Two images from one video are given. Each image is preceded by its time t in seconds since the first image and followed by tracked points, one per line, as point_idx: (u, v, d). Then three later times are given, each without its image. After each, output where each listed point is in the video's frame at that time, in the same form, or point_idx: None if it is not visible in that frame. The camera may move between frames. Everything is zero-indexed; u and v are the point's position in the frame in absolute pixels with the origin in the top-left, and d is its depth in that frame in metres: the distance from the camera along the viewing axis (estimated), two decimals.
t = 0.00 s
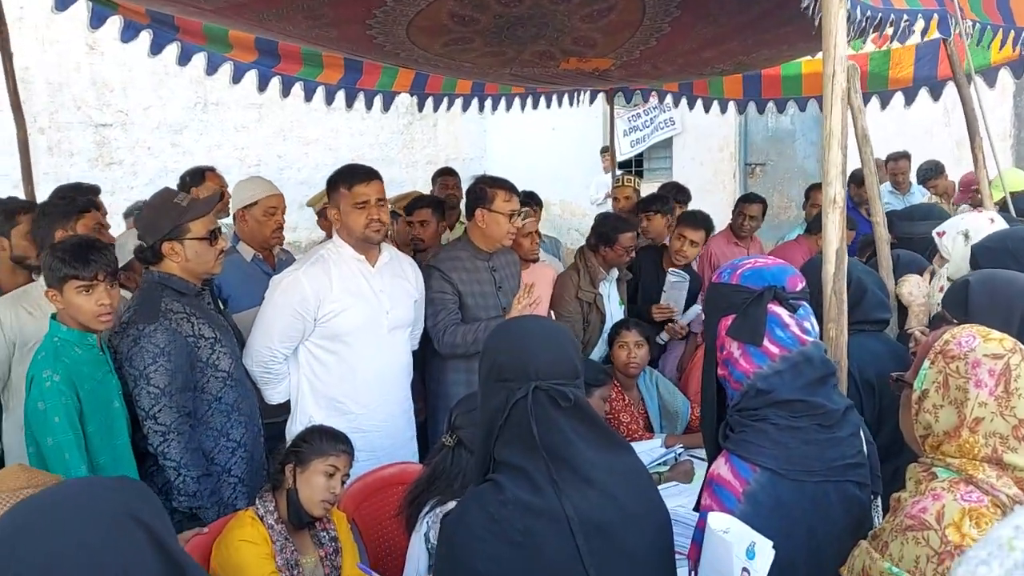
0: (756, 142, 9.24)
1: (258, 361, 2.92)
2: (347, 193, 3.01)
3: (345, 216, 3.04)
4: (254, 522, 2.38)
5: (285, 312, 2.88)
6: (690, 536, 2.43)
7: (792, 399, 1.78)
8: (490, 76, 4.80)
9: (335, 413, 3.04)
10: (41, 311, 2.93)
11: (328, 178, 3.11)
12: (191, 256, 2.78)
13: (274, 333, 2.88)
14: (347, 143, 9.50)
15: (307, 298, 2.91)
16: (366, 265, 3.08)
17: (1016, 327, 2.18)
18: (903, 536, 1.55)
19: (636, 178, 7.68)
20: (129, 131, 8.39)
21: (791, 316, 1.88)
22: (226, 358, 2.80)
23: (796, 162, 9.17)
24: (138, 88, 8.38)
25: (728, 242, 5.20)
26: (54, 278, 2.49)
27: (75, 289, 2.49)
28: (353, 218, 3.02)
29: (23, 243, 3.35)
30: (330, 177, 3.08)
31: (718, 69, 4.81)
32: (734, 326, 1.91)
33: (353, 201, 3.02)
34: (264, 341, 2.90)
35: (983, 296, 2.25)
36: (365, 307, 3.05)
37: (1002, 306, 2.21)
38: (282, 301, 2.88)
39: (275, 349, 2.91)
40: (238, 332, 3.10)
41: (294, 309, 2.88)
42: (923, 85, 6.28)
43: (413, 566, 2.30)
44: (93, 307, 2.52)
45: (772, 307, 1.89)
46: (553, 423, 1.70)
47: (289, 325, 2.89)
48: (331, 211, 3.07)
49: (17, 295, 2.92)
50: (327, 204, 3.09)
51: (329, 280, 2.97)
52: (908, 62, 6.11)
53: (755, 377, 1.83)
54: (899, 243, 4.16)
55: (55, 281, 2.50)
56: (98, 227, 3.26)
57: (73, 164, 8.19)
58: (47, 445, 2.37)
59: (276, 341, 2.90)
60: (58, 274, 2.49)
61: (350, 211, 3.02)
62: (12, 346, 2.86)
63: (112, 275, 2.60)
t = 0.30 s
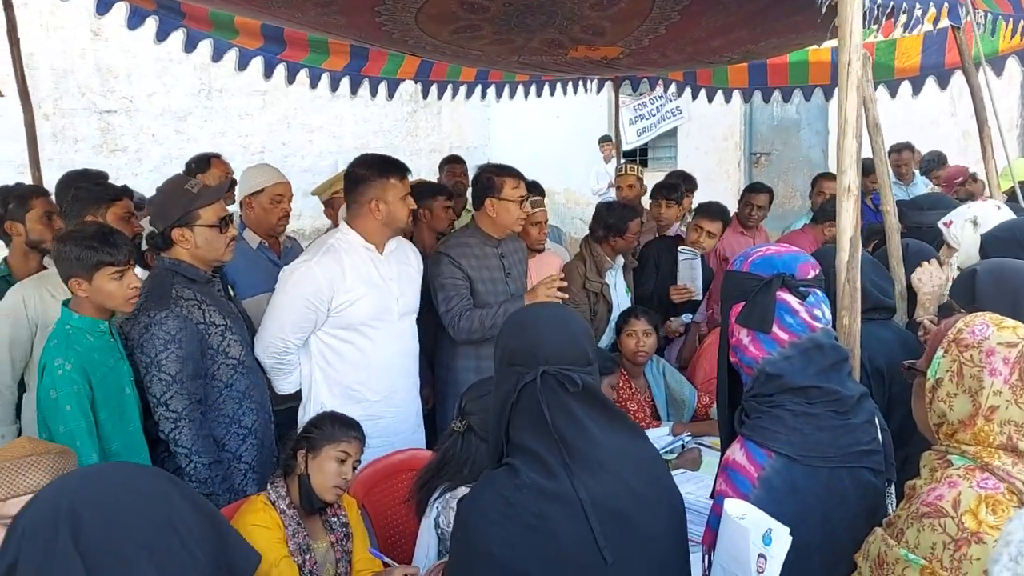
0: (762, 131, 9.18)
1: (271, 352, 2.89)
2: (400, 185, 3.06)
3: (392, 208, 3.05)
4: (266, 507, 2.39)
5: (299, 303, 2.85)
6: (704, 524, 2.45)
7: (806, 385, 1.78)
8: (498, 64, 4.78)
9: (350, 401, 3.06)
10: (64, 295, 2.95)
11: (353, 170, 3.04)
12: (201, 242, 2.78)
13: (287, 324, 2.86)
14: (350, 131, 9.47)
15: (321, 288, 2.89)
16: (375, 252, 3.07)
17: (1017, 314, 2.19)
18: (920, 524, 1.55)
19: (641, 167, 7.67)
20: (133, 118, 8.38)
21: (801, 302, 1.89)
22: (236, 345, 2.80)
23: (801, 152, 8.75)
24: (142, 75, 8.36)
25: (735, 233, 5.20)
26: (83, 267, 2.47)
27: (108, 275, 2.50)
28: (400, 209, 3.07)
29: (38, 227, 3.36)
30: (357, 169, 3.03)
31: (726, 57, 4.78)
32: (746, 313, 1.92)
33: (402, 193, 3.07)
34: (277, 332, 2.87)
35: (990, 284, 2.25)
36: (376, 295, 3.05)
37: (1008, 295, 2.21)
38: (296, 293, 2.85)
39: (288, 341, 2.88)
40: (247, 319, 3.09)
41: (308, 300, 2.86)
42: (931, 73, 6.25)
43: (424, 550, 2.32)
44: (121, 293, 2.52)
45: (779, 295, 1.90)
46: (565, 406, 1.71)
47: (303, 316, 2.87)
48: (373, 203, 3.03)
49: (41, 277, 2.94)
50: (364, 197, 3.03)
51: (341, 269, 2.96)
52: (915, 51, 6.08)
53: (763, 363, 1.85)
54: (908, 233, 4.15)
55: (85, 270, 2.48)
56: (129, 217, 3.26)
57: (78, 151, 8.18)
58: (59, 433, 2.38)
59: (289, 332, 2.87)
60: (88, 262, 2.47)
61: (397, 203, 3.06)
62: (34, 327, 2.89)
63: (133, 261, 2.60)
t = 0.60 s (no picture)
0: (765, 122, 9.18)
1: (283, 347, 2.84)
2: (413, 179, 3.06)
3: (404, 202, 3.04)
4: (275, 495, 2.40)
5: (316, 298, 2.85)
6: (712, 514, 2.46)
7: (815, 374, 1.79)
8: (504, 54, 4.77)
9: (365, 392, 3.08)
10: (77, 286, 2.98)
11: (366, 163, 3.01)
12: (209, 232, 2.78)
13: (304, 320, 2.84)
14: (354, 121, 9.48)
15: (338, 283, 2.89)
16: (385, 244, 3.07)
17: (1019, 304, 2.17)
18: (930, 516, 1.56)
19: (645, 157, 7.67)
20: (137, 107, 8.36)
21: (811, 293, 1.89)
22: (243, 334, 2.81)
23: (805, 142, 8.96)
24: (146, 64, 8.34)
25: (739, 223, 5.18)
26: (116, 259, 2.47)
27: (140, 266, 2.50)
28: (411, 203, 3.07)
29: (46, 216, 3.40)
30: (371, 163, 3.00)
31: (732, 48, 4.77)
32: (756, 303, 1.93)
33: (414, 186, 3.07)
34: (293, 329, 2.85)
35: (993, 277, 2.24)
36: (388, 287, 3.06)
37: (1010, 287, 2.20)
38: (312, 287, 2.84)
39: (304, 337, 2.87)
40: (254, 309, 3.08)
41: (326, 295, 2.86)
42: (936, 64, 6.24)
43: (431, 540, 2.32)
44: (153, 282, 2.53)
45: (789, 284, 1.90)
46: (576, 391, 1.72)
47: (319, 310, 2.86)
48: (386, 196, 3.01)
49: (54, 268, 2.96)
50: (377, 189, 3.01)
51: (356, 264, 2.96)
52: (920, 41, 6.07)
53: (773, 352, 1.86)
54: (914, 224, 4.16)
55: (118, 262, 2.48)
56: (136, 207, 3.27)
57: (82, 140, 8.17)
58: (77, 427, 2.40)
59: (306, 327, 2.86)
60: (121, 253, 2.47)
61: (409, 196, 3.05)
62: (49, 318, 2.90)
63: (156, 249, 2.60)
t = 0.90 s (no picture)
0: (766, 115, 9.19)
1: (281, 339, 2.87)
2: (415, 173, 3.05)
3: (404, 197, 3.04)
4: (278, 485, 2.43)
5: (313, 291, 2.86)
6: (713, 505, 2.48)
7: (816, 365, 1.81)
8: (505, 46, 4.77)
9: (367, 384, 3.10)
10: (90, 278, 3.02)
11: (372, 153, 3.00)
12: (216, 222, 2.80)
13: (302, 312, 2.86)
14: (355, 112, 9.49)
15: (336, 276, 2.90)
16: (384, 235, 3.08)
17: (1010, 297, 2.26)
18: (929, 504, 1.58)
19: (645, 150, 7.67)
20: (138, 98, 8.36)
21: (812, 285, 1.91)
22: (246, 325, 2.82)
23: (805, 136, 9.00)
24: (147, 55, 8.33)
25: (741, 216, 5.19)
26: (126, 246, 2.48)
27: (150, 249, 2.53)
28: (411, 198, 3.07)
29: (51, 207, 3.39)
30: (378, 154, 2.99)
31: (734, 41, 4.77)
32: (758, 295, 1.94)
33: (415, 181, 3.06)
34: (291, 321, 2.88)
35: (985, 270, 2.32)
36: (389, 278, 3.07)
37: (1002, 280, 2.28)
38: (309, 279, 2.86)
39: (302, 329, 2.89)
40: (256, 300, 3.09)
41: (323, 287, 2.88)
42: (936, 58, 6.24)
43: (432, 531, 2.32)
44: (163, 267, 2.56)
45: (790, 277, 1.92)
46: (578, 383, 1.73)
47: (316, 303, 2.87)
48: (387, 189, 3.01)
49: (67, 257, 3.01)
50: (378, 181, 3.01)
51: (355, 256, 2.97)
52: (921, 35, 6.06)
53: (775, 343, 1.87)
54: (914, 218, 4.18)
55: (129, 249, 2.49)
56: (141, 196, 3.29)
57: (83, 132, 8.15)
58: (89, 416, 2.40)
59: (304, 320, 2.88)
60: (130, 239, 2.49)
61: (409, 191, 3.05)
62: (62, 307, 2.93)
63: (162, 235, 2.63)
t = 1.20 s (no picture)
0: (765, 111, 9.20)
1: (285, 328, 2.91)
2: (427, 170, 3.05)
3: (418, 193, 3.04)
4: (278, 480, 2.43)
5: (317, 282, 2.88)
6: (710, 500, 2.49)
7: (814, 361, 1.83)
8: (504, 42, 4.78)
9: (370, 378, 3.11)
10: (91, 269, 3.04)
11: (383, 151, 2.99)
12: (216, 216, 2.80)
13: (305, 302, 2.89)
14: (354, 108, 9.48)
15: (340, 268, 2.91)
16: (396, 230, 3.07)
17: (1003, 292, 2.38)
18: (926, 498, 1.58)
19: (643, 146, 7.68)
20: (136, 93, 8.35)
21: (811, 282, 1.93)
22: (245, 320, 2.83)
23: (804, 133, 9.04)
24: (145, 50, 8.32)
25: (740, 212, 5.22)
26: (123, 239, 2.50)
27: (148, 244, 2.53)
28: (425, 194, 3.06)
29: (58, 201, 3.41)
30: (388, 152, 2.98)
31: (733, 36, 4.78)
32: (756, 290, 1.97)
33: (428, 177, 3.06)
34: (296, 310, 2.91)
35: (971, 266, 2.43)
36: (396, 274, 3.06)
37: (989, 275, 2.40)
38: (314, 271, 2.88)
39: (306, 320, 2.92)
40: (254, 295, 3.09)
41: (327, 279, 2.89)
42: (935, 54, 6.24)
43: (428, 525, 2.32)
44: (161, 262, 2.56)
45: (789, 273, 1.94)
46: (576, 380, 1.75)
47: (320, 295, 2.89)
48: (401, 186, 3.02)
49: (70, 249, 3.03)
50: (392, 179, 3.01)
51: (362, 250, 2.97)
52: (919, 32, 6.07)
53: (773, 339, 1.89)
54: (912, 215, 4.19)
55: (125, 241, 2.51)
56: (145, 190, 3.28)
57: (81, 126, 8.16)
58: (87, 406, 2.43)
59: (308, 311, 2.91)
60: (127, 232, 2.50)
61: (423, 187, 3.05)
62: (62, 299, 2.95)
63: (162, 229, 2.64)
